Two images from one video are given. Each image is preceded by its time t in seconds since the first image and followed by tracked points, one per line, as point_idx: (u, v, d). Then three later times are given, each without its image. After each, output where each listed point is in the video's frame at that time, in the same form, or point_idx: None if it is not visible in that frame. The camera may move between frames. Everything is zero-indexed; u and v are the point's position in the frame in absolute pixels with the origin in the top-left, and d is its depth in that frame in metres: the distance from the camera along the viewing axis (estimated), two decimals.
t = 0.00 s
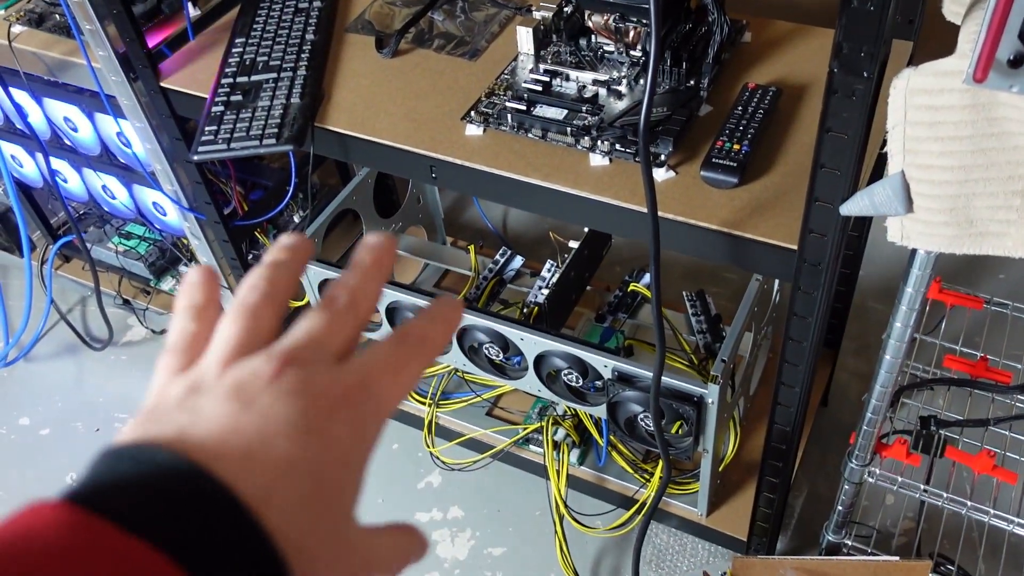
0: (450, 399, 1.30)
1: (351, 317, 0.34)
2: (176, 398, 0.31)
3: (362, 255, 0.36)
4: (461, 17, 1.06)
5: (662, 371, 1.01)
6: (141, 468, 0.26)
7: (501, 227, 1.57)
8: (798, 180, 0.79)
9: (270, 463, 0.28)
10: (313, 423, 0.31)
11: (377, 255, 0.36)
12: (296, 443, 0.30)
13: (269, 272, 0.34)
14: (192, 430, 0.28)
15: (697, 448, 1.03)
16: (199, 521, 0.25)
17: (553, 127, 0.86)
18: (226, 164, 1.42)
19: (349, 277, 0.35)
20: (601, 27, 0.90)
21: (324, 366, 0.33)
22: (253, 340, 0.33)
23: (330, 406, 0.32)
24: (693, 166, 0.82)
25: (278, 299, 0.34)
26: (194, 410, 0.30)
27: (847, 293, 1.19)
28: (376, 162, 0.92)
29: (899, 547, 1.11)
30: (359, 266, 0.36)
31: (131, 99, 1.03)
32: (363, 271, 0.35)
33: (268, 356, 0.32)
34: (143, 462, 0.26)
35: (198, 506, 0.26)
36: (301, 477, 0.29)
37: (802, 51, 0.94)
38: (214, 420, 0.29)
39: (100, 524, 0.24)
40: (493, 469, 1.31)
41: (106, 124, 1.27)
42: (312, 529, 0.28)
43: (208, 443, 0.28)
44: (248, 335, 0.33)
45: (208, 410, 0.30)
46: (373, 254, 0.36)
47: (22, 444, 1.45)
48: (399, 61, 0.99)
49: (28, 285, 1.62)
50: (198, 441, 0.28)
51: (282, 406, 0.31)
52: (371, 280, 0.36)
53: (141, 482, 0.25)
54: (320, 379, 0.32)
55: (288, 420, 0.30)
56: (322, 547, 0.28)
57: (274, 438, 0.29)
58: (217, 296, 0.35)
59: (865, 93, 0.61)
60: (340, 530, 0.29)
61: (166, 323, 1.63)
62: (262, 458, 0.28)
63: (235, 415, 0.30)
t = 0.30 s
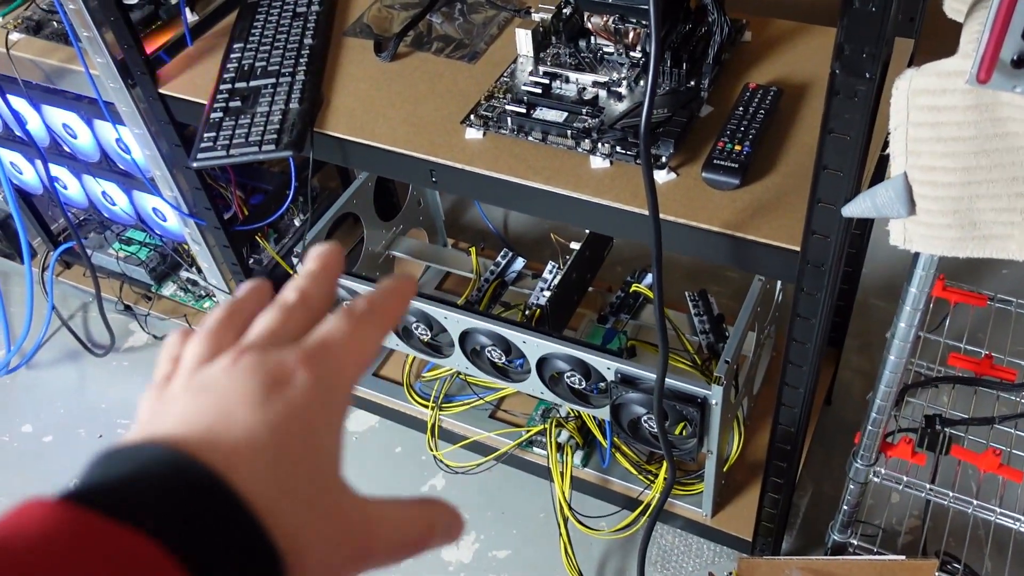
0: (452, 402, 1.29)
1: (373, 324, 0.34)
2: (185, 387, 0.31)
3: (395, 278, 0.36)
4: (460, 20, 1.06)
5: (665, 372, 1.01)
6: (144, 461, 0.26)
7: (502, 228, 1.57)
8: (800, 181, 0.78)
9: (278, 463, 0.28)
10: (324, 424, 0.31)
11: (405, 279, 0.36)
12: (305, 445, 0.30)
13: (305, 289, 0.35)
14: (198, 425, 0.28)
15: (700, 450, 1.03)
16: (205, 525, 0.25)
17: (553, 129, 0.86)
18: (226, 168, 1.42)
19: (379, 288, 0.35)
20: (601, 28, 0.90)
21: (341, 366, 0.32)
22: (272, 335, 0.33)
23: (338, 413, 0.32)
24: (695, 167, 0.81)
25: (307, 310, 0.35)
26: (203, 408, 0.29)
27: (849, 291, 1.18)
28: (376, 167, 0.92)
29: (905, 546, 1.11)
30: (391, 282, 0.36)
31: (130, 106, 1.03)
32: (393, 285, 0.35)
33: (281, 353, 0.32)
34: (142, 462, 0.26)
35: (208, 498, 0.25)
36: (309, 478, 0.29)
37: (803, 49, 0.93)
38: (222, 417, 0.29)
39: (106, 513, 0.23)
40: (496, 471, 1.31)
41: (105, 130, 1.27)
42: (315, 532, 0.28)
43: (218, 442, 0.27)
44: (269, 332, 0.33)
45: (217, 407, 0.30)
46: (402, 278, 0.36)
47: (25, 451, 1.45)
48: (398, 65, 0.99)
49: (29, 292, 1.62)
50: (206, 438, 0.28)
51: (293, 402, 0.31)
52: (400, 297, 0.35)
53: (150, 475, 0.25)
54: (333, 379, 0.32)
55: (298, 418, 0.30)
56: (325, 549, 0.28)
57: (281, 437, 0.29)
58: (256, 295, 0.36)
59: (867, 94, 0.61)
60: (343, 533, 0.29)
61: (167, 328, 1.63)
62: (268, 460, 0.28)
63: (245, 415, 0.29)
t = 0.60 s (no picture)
0: (452, 402, 1.30)
1: (398, 293, 0.34)
2: (207, 354, 0.32)
3: (425, 247, 0.37)
4: (457, 22, 1.06)
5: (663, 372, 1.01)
6: (152, 448, 0.26)
7: (500, 229, 1.57)
8: (795, 181, 0.79)
9: (289, 444, 0.29)
10: (344, 408, 0.31)
11: (434, 249, 0.37)
12: (321, 431, 0.30)
13: (333, 250, 0.36)
14: (211, 410, 0.29)
15: (698, 448, 1.04)
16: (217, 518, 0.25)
17: (549, 130, 0.86)
18: (225, 171, 1.42)
19: (407, 256, 0.36)
20: (596, 29, 0.91)
21: (362, 336, 0.33)
22: (296, 300, 0.34)
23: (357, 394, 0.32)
24: (690, 167, 0.82)
25: (336, 274, 0.36)
26: (219, 391, 0.30)
27: (846, 290, 1.19)
28: (374, 168, 0.92)
29: (903, 544, 1.11)
30: (419, 251, 0.36)
31: (129, 109, 1.03)
32: (420, 255, 0.36)
33: (302, 320, 0.33)
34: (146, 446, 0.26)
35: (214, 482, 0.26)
36: (319, 467, 0.29)
37: (798, 50, 0.94)
38: (239, 398, 0.30)
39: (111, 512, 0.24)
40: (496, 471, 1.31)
41: (104, 133, 1.28)
42: (328, 518, 0.28)
43: (226, 428, 0.28)
44: (294, 296, 0.34)
45: (234, 387, 0.30)
46: (430, 248, 0.37)
47: (26, 454, 1.46)
48: (395, 67, 0.99)
49: (28, 296, 1.62)
50: (215, 424, 0.28)
51: (312, 377, 0.31)
52: (428, 267, 0.36)
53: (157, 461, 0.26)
54: (353, 348, 0.32)
55: (315, 403, 0.30)
56: (337, 535, 0.29)
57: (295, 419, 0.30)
58: (284, 252, 0.37)
59: (859, 94, 0.61)
60: (359, 520, 0.30)
61: (167, 330, 1.64)
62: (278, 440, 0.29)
63: (260, 394, 0.30)
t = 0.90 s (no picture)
0: (453, 403, 1.30)
1: (389, 350, 0.35)
2: (216, 413, 0.32)
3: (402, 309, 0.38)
4: (460, 23, 1.07)
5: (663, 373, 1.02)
6: (183, 476, 0.27)
7: (502, 230, 1.58)
8: (796, 182, 0.79)
9: (313, 473, 0.30)
10: (355, 440, 0.32)
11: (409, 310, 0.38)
12: (338, 458, 0.31)
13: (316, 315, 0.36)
14: (234, 441, 0.29)
15: (699, 449, 1.04)
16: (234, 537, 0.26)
17: (552, 131, 0.87)
18: (229, 171, 1.43)
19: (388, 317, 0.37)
20: (599, 32, 0.92)
21: (363, 390, 0.34)
22: (291, 360, 0.34)
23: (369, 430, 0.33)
24: (692, 169, 0.83)
25: (321, 343, 0.35)
26: (238, 431, 0.30)
27: (846, 292, 1.20)
28: (377, 169, 0.93)
29: (902, 545, 1.11)
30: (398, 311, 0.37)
31: (134, 109, 1.04)
32: (400, 319, 0.37)
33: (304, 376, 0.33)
34: (177, 475, 0.27)
35: (248, 514, 0.27)
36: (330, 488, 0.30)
37: (800, 53, 0.95)
38: (260, 432, 0.30)
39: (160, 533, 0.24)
40: (496, 472, 1.32)
41: (109, 133, 1.28)
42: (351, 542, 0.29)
43: (253, 455, 0.29)
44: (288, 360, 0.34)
45: (254, 426, 0.30)
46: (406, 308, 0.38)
47: (28, 453, 1.46)
48: (399, 68, 1.00)
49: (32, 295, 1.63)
50: (241, 454, 0.29)
51: (323, 421, 0.32)
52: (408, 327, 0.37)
53: (189, 492, 0.26)
54: (356, 401, 0.33)
55: (330, 433, 0.31)
56: (360, 557, 0.29)
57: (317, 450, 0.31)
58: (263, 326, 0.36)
59: (859, 96, 0.62)
60: (377, 541, 0.31)
61: (169, 330, 1.65)
62: (302, 469, 0.29)
63: (279, 429, 0.30)
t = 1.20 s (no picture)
0: (453, 408, 1.31)
1: (371, 315, 0.33)
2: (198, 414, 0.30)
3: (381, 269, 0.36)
4: (456, 31, 1.08)
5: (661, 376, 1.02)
6: (183, 475, 0.24)
7: (501, 236, 1.59)
8: (788, 185, 0.80)
9: (316, 474, 0.27)
10: (349, 418, 0.30)
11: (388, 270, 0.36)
12: (331, 444, 0.29)
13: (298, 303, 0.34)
14: (223, 435, 0.27)
15: (697, 451, 1.04)
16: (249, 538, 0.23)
17: (547, 137, 0.88)
18: (228, 180, 1.44)
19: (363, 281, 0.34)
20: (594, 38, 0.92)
21: (349, 361, 0.31)
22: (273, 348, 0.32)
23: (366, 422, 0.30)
24: (686, 173, 0.83)
25: (308, 326, 0.34)
26: (219, 423, 0.28)
27: (842, 294, 1.20)
28: (375, 175, 0.94)
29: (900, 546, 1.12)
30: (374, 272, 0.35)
31: (133, 118, 1.05)
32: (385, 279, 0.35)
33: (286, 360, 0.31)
34: (176, 472, 0.24)
35: (254, 516, 0.24)
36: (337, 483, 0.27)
37: (792, 57, 0.95)
38: (244, 424, 0.28)
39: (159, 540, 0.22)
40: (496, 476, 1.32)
41: (109, 143, 1.29)
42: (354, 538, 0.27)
43: (250, 453, 0.26)
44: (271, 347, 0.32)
45: (238, 413, 0.28)
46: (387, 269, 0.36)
47: (30, 462, 1.47)
48: (395, 76, 1.01)
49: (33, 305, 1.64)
50: (237, 450, 0.26)
51: (309, 400, 0.29)
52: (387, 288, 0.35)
53: (191, 491, 0.24)
54: (343, 373, 0.31)
55: (320, 414, 0.29)
56: (363, 552, 0.27)
57: (315, 444, 0.28)
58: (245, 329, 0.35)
59: (849, 99, 0.62)
60: (381, 528, 0.28)
61: (169, 338, 1.63)
62: (306, 470, 0.27)
63: (265, 418, 0.28)
